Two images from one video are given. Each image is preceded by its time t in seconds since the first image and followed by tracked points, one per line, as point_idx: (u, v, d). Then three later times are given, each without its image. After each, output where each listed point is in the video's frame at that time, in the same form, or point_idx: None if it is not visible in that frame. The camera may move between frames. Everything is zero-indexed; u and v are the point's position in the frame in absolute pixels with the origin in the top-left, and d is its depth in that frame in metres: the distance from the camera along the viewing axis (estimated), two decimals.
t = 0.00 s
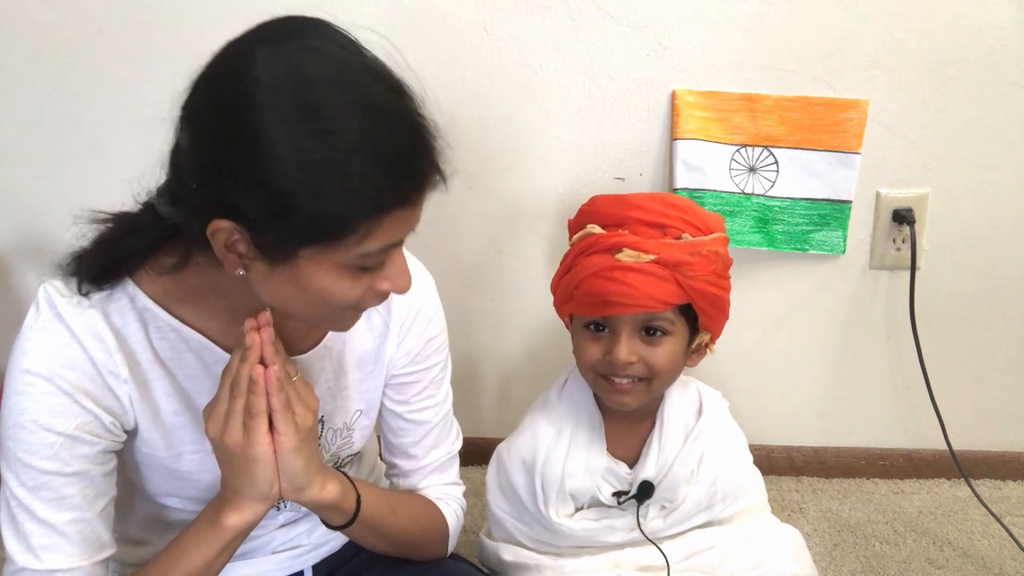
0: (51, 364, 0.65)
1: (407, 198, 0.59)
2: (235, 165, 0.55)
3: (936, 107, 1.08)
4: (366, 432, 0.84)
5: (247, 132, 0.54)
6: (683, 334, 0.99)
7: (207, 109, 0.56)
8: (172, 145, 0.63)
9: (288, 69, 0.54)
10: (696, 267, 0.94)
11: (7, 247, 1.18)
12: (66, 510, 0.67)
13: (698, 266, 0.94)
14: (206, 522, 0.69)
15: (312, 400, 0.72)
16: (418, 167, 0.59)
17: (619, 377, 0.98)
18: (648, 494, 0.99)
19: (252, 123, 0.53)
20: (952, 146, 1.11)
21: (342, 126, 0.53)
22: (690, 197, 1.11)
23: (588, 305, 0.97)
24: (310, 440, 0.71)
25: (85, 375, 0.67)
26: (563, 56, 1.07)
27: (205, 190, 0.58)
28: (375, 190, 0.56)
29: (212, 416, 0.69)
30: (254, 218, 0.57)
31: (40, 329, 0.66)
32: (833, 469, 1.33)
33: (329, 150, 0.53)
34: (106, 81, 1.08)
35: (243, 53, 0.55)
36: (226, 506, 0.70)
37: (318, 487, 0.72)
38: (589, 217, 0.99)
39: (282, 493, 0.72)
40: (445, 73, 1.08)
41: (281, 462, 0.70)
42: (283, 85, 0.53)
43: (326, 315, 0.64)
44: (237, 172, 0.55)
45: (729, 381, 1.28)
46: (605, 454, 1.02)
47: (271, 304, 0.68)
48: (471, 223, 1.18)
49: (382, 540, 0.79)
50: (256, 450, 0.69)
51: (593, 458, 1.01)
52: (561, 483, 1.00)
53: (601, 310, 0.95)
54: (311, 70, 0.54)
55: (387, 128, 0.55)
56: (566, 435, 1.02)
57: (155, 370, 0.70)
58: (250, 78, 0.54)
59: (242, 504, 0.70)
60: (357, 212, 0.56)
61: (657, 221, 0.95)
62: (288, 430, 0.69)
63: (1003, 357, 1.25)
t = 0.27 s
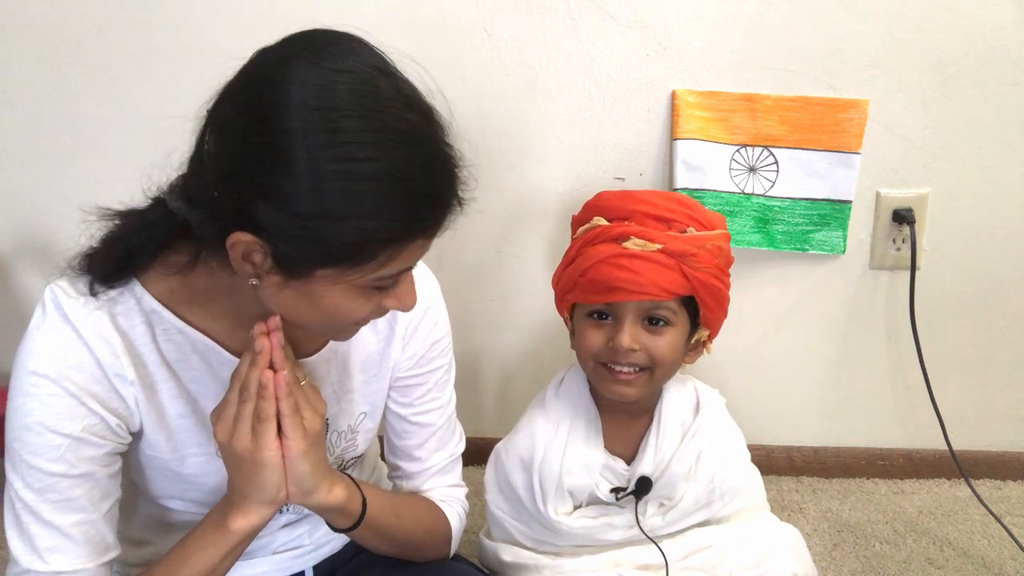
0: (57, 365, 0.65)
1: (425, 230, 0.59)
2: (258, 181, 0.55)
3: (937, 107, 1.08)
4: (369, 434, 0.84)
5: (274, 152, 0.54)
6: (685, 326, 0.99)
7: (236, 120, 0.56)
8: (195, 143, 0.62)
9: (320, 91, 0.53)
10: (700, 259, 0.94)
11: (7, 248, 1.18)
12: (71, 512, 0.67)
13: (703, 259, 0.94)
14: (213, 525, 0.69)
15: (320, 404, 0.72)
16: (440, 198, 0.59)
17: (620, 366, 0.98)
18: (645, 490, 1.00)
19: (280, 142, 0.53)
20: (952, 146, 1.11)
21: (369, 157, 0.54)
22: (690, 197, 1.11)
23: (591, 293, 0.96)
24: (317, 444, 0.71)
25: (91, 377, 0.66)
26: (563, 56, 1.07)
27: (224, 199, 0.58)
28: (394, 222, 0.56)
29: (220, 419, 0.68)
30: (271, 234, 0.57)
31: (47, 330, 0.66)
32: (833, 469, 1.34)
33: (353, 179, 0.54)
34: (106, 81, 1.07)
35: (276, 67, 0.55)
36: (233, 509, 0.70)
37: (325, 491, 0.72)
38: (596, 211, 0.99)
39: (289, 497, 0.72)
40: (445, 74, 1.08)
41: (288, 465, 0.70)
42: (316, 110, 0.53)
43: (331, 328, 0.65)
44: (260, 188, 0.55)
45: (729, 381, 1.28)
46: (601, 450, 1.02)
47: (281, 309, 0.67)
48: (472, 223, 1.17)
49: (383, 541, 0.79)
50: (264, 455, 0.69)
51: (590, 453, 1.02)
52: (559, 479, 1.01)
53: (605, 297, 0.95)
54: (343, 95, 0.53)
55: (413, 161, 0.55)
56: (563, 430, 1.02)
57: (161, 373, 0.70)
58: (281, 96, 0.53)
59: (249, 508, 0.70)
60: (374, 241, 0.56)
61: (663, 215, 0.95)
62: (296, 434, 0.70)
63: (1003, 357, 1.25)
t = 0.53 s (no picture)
0: (59, 365, 0.65)
1: (425, 220, 0.59)
2: (257, 172, 0.55)
3: (937, 107, 1.08)
4: (371, 434, 0.84)
5: (274, 143, 0.54)
6: (684, 327, 0.99)
7: (235, 112, 0.56)
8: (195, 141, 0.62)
9: (318, 81, 0.53)
10: (700, 261, 0.94)
11: (7, 248, 1.18)
12: (74, 512, 0.67)
13: (703, 260, 0.94)
14: (216, 526, 0.69)
15: (324, 405, 0.72)
16: (439, 188, 0.59)
17: (619, 365, 0.97)
18: (644, 488, 1.00)
19: (278, 133, 0.53)
20: (952, 146, 1.11)
21: (368, 146, 0.54)
22: (690, 197, 1.11)
23: (592, 293, 0.96)
24: (322, 445, 0.71)
25: (94, 377, 0.66)
26: (563, 56, 1.07)
27: (224, 193, 0.58)
28: (395, 212, 0.56)
29: (224, 420, 0.68)
30: (273, 227, 0.57)
31: (48, 330, 0.66)
32: (833, 469, 1.34)
33: (353, 169, 0.54)
34: (106, 81, 1.07)
35: (274, 58, 0.55)
36: (236, 510, 0.70)
37: (329, 493, 0.72)
38: (595, 211, 0.99)
39: (293, 499, 0.72)
40: (445, 74, 1.08)
41: (292, 468, 0.70)
42: (315, 99, 0.53)
43: (334, 325, 0.65)
44: (260, 180, 0.55)
45: (729, 381, 1.28)
46: (601, 448, 1.02)
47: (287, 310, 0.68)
48: (473, 223, 1.17)
49: (384, 541, 0.79)
50: (268, 456, 0.69)
51: (589, 451, 1.02)
52: (558, 477, 1.01)
53: (605, 297, 0.95)
54: (341, 85, 0.53)
55: (412, 150, 0.56)
56: (563, 429, 1.02)
57: (163, 373, 0.70)
58: (279, 86, 0.53)
59: (253, 509, 0.70)
60: (374, 232, 0.56)
61: (663, 216, 0.95)
62: (301, 436, 0.70)
63: (1003, 357, 1.25)
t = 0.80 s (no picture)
0: (54, 367, 0.65)
1: (413, 203, 0.59)
2: (241, 163, 0.55)
3: (937, 107, 1.08)
4: (369, 435, 0.84)
5: (256, 132, 0.53)
6: (683, 332, 0.99)
7: (217, 105, 0.56)
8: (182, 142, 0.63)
9: (295, 68, 0.53)
10: (698, 266, 0.94)
11: (7, 248, 1.18)
12: (70, 514, 0.67)
13: (700, 266, 0.94)
14: (213, 528, 0.69)
15: (322, 408, 0.72)
16: (425, 171, 0.59)
17: (620, 374, 0.98)
18: (646, 490, 1.00)
19: (259, 122, 0.53)
20: (952, 146, 1.11)
21: (349, 129, 0.53)
22: (690, 197, 1.11)
23: (591, 302, 0.96)
24: (319, 449, 0.71)
25: (89, 378, 0.66)
26: (563, 56, 1.07)
27: (211, 188, 0.58)
28: (380, 196, 0.56)
29: (221, 423, 0.68)
30: (261, 219, 0.57)
31: (44, 331, 0.66)
32: (833, 469, 1.34)
33: (335, 153, 0.53)
34: (106, 81, 1.07)
35: (251, 50, 0.55)
36: (234, 512, 0.70)
37: (327, 495, 0.72)
38: (591, 215, 0.98)
39: (291, 501, 0.72)
40: (445, 74, 1.08)
41: (290, 472, 0.70)
42: (294, 86, 0.53)
43: (327, 320, 0.65)
44: (245, 171, 0.55)
45: (729, 381, 1.28)
46: (602, 450, 1.02)
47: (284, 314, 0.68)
48: (472, 223, 1.17)
49: (384, 542, 0.79)
50: (266, 460, 0.68)
51: (591, 454, 1.02)
52: (560, 478, 1.01)
53: (604, 307, 0.95)
54: (318, 70, 0.54)
55: (394, 133, 0.55)
56: (564, 432, 1.02)
57: (159, 373, 0.70)
58: (258, 76, 0.54)
59: (250, 512, 0.70)
60: (361, 218, 0.56)
61: (658, 220, 0.94)
62: (298, 440, 0.70)
63: (1003, 357, 1.25)
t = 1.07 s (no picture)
0: (52, 368, 0.65)
1: (396, 172, 0.59)
2: (222, 146, 0.55)
3: (937, 107, 1.08)
4: (369, 435, 0.84)
5: (234, 112, 0.54)
6: (686, 335, 0.99)
7: (194, 95, 0.57)
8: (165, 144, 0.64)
9: (265, 46, 0.54)
10: (703, 271, 0.94)
11: (7, 248, 1.18)
12: (68, 515, 0.67)
13: (704, 271, 0.94)
14: (212, 529, 0.69)
15: (320, 409, 0.72)
16: (405, 139, 0.59)
17: (621, 374, 0.98)
18: (644, 488, 1.00)
19: (234, 102, 0.54)
20: (952, 146, 1.11)
21: (323, 98, 0.54)
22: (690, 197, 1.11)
23: (594, 302, 0.96)
24: (317, 449, 0.71)
25: (87, 379, 0.66)
26: (563, 56, 1.07)
27: (199, 179, 0.59)
28: (365, 162, 0.56)
29: (219, 423, 0.68)
30: (246, 202, 0.57)
31: (42, 333, 0.66)
32: (833, 469, 1.34)
33: (312, 123, 0.54)
34: (106, 81, 1.07)
35: (221, 36, 0.56)
36: (232, 513, 0.69)
37: (326, 495, 0.72)
38: (598, 214, 0.98)
39: (289, 502, 0.72)
40: (445, 74, 1.08)
41: (288, 472, 0.70)
42: (266, 63, 0.54)
43: (324, 313, 0.64)
44: (228, 155, 0.55)
45: (729, 381, 1.28)
46: (603, 447, 1.02)
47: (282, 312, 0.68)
48: (472, 223, 1.17)
49: (383, 542, 0.79)
50: (264, 460, 0.68)
51: (592, 450, 1.02)
52: (560, 471, 1.01)
53: (606, 307, 0.96)
54: (287, 46, 0.54)
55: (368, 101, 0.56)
56: (566, 427, 1.02)
57: (158, 374, 0.70)
58: (228, 58, 0.55)
59: (249, 512, 0.70)
60: (348, 187, 0.56)
61: (664, 222, 0.94)
62: (296, 440, 0.69)
63: (1003, 357, 1.25)
